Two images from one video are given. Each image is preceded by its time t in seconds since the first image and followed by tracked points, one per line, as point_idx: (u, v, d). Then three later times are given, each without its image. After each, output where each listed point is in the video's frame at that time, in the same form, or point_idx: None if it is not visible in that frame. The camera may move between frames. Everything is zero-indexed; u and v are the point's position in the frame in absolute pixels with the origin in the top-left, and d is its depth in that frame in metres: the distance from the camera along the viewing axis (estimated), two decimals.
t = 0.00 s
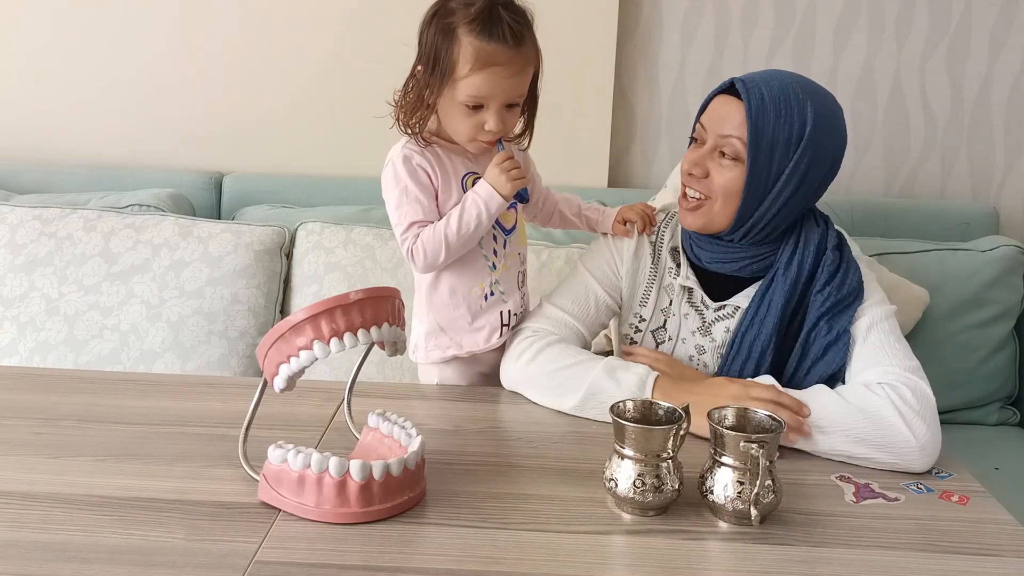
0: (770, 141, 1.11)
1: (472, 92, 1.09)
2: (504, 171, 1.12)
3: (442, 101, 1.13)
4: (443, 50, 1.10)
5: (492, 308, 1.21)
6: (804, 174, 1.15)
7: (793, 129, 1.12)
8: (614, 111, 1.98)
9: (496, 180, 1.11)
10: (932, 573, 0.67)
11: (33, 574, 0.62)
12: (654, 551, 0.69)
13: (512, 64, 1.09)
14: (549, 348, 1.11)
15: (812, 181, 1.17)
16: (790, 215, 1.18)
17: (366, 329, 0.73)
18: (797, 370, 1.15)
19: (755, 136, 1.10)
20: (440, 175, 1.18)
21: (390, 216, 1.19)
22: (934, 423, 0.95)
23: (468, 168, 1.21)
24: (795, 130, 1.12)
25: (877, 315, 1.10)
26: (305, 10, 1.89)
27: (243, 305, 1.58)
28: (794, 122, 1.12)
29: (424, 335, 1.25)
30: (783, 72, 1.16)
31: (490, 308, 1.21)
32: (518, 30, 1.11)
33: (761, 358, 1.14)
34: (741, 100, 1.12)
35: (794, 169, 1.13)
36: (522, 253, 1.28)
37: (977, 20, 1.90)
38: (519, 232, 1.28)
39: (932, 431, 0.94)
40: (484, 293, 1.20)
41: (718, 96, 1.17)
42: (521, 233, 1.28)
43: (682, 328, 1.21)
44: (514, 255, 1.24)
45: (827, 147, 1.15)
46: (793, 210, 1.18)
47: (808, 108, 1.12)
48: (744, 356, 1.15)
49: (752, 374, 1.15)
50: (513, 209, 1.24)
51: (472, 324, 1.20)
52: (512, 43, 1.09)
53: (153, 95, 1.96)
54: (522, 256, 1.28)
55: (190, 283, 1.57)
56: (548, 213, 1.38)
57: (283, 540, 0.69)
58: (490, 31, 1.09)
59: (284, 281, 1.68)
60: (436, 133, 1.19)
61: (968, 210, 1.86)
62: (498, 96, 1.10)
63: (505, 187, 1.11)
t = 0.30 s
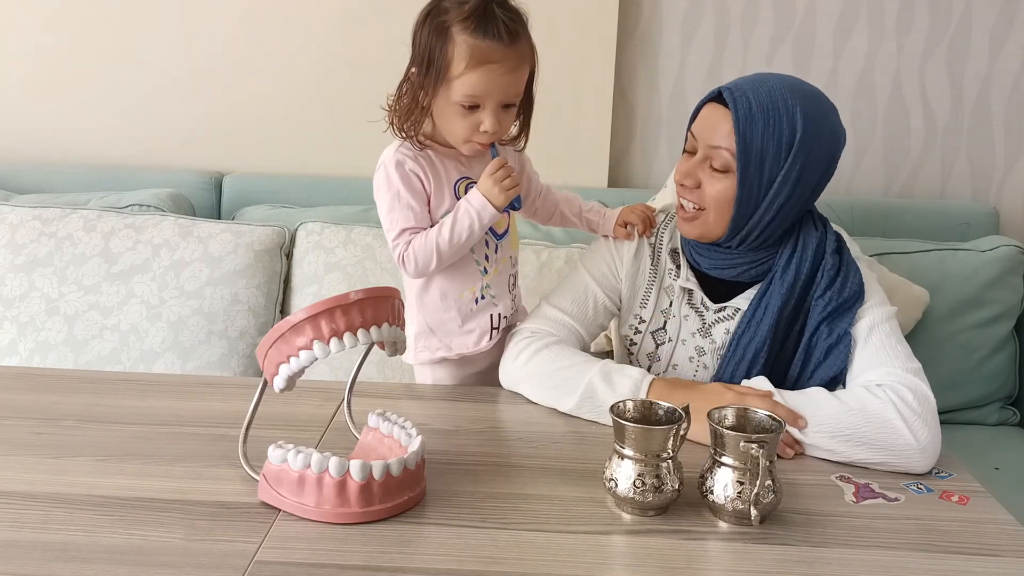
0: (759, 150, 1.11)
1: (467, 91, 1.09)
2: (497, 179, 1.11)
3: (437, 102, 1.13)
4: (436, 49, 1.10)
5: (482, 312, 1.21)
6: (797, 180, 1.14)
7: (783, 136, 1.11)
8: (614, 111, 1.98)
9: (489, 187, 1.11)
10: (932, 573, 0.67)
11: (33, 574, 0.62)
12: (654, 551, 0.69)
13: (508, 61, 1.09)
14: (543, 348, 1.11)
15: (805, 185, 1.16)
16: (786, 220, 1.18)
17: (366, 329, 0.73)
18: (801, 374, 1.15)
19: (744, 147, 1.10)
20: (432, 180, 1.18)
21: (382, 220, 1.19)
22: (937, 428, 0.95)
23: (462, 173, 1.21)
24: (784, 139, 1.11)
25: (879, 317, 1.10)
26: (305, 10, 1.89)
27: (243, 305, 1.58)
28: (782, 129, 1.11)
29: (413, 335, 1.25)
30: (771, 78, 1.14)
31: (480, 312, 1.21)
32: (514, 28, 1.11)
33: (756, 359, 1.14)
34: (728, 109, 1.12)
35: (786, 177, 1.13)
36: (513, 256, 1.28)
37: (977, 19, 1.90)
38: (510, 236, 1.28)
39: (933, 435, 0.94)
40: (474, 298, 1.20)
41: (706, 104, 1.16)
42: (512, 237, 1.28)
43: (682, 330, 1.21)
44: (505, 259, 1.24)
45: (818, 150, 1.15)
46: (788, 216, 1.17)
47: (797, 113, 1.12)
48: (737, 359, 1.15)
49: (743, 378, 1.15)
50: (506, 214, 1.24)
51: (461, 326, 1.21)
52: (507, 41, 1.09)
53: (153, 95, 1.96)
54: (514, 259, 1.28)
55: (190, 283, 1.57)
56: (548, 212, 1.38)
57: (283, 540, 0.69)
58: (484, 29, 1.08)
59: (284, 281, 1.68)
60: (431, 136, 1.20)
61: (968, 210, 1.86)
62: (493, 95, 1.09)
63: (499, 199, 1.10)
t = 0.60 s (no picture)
0: (762, 155, 1.11)
1: (460, 85, 1.08)
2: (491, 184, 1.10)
3: (431, 99, 1.12)
4: (428, 46, 1.10)
5: (469, 318, 1.22)
6: (800, 183, 1.15)
7: (785, 140, 1.12)
8: (614, 111, 1.98)
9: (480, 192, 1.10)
10: (932, 573, 0.67)
11: (33, 574, 0.62)
12: (654, 551, 0.69)
13: (500, 53, 1.08)
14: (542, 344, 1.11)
15: (808, 188, 1.17)
16: (788, 223, 1.18)
17: (366, 329, 0.73)
18: (801, 374, 1.15)
19: (748, 152, 1.10)
20: (427, 183, 1.18)
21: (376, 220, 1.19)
22: (936, 429, 0.95)
23: (458, 177, 1.21)
24: (787, 143, 1.12)
25: (879, 317, 1.10)
26: (305, 10, 1.89)
27: (243, 305, 1.58)
28: (785, 133, 1.12)
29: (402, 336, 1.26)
30: (771, 81, 1.15)
31: (467, 317, 1.21)
32: (506, 22, 1.10)
33: (756, 361, 1.14)
34: (729, 114, 1.12)
35: (789, 181, 1.14)
36: (504, 263, 1.28)
37: (976, 20, 1.90)
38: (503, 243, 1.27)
39: (933, 437, 0.94)
40: (462, 303, 1.20)
41: (706, 108, 1.16)
42: (506, 245, 1.28)
43: (682, 331, 1.21)
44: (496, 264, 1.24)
45: (820, 153, 1.16)
46: (790, 219, 1.18)
47: (799, 117, 1.12)
48: (737, 361, 1.15)
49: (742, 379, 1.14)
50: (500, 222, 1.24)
51: (448, 331, 1.22)
52: (501, 34, 1.09)
53: (153, 96, 1.96)
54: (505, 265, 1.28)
55: (190, 283, 1.57)
56: (550, 214, 1.39)
57: (283, 540, 0.69)
58: (475, 22, 1.08)
59: (284, 281, 1.68)
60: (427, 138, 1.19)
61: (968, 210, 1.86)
62: (487, 89, 1.08)
63: (490, 204, 1.09)
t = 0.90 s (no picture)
0: (782, 156, 1.11)
1: (459, 78, 1.08)
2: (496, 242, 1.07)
3: (431, 94, 1.12)
4: (426, 42, 1.10)
5: (467, 319, 1.22)
6: (817, 185, 1.15)
7: (804, 141, 1.12)
8: (614, 111, 1.98)
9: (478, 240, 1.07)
10: (932, 573, 0.67)
11: (32, 574, 0.62)
12: (654, 551, 0.69)
13: (498, 44, 1.08)
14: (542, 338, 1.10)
15: (825, 191, 1.17)
16: (802, 225, 1.18)
17: (366, 329, 0.73)
18: (804, 372, 1.16)
19: (768, 151, 1.10)
20: (419, 183, 1.16)
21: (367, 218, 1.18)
22: (936, 426, 0.96)
23: (454, 178, 1.19)
24: (806, 144, 1.12)
25: (885, 317, 1.10)
26: (305, 10, 1.89)
27: (243, 305, 1.58)
28: (805, 134, 1.12)
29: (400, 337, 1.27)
30: (790, 82, 1.15)
31: (463, 318, 1.22)
32: (503, 14, 1.11)
33: (762, 359, 1.15)
34: (750, 114, 1.12)
35: (806, 182, 1.14)
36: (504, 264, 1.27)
37: (977, 20, 1.90)
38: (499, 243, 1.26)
39: (934, 437, 0.94)
40: (458, 304, 1.20)
41: (726, 107, 1.16)
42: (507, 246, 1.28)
43: (686, 328, 1.21)
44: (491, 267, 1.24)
45: (839, 156, 1.16)
46: (804, 221, 1.18)
47: (820, 119, 1.13)
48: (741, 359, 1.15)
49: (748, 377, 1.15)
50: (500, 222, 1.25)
51: (445, 332, 1.22)
52: (500, 26, 1.09)
53: (153, 96, 1.96)
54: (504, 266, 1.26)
55: (190, 283, 1.57)
56: (551, 216, 1.37)
57: (283, 540, 0.69)
58: (472, 15, 1.08)
59: (284, 281, 1.68)
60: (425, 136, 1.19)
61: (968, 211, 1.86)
62: (486, 81, 1.08)
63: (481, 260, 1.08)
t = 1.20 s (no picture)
0: (789, 155, 1.11)
1: (473, 74, 1.08)
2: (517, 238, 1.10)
3: (442, 92, 1.12)
4: (439, 40, 1.10)
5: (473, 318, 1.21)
6: (822, 186, 1.15)
7: (812, 142, 1.12)
8: (614, 111, 1.98)
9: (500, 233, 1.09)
10: (932, 573, 0.67)
11: (32, 574, 0.62)
12: (654, 551, 0.69)
13: (509, 41, 1.08)
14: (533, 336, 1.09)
15: (830, 192, 1.17)
16: (806, 226, 1.18)
17: (366, 329, 0.73)
18: (805, 373, 1.16)
19: (775, 151, 1.10)
20: (431, 179, 1.16)
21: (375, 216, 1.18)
22: (937, 426, 0.96)
23: (463, 175, 1.19)
24: (815, 145, 1.12)
25: (885, 317, 1.10)
26: (304, 10, 1.89)
27: (243, 305, 1.58)
28: (813, 135, 1.12)
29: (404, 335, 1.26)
30: (800, 82, 1.15)
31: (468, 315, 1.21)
32: (513, 11, 1.11)
33: (764, 360, 1.14)
34: (759, 113, 1.11)
35: (813, 183, 1.14)
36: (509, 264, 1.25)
37: (977, 20, 1.90)
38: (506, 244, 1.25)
39: (934, 437, 0.94)
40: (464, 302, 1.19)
41: (735, 105, 1.15)
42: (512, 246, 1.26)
43: (687, 327, 1.21)
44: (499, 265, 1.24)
45: (845, 158, 1.16)
46: (808, 221, 1.18)
47: (828, 121, 1.13)
48: (743, 359, 1.15)
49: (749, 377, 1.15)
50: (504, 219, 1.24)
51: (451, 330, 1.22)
52: (512, 24, 1.09)
53: (153, 95, 1.96)
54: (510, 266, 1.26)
55: (190, 283, 1.57)
56: (550, 216, 1.38)
57: (283, 540, 0.69)
58: (486, 13, 1.08)
59: (284, 281, 1.68)
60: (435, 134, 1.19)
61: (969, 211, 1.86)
62: (500, 77, 1.09)
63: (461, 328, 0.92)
